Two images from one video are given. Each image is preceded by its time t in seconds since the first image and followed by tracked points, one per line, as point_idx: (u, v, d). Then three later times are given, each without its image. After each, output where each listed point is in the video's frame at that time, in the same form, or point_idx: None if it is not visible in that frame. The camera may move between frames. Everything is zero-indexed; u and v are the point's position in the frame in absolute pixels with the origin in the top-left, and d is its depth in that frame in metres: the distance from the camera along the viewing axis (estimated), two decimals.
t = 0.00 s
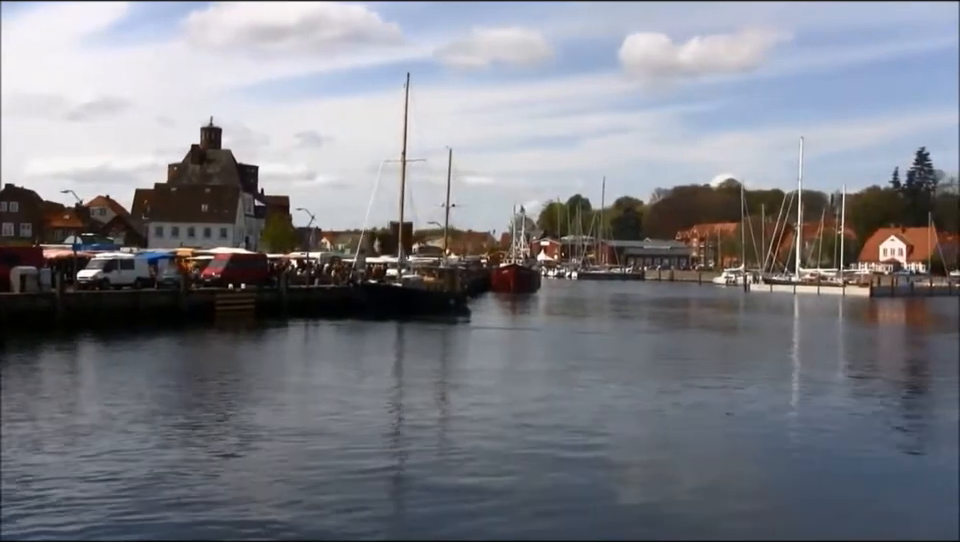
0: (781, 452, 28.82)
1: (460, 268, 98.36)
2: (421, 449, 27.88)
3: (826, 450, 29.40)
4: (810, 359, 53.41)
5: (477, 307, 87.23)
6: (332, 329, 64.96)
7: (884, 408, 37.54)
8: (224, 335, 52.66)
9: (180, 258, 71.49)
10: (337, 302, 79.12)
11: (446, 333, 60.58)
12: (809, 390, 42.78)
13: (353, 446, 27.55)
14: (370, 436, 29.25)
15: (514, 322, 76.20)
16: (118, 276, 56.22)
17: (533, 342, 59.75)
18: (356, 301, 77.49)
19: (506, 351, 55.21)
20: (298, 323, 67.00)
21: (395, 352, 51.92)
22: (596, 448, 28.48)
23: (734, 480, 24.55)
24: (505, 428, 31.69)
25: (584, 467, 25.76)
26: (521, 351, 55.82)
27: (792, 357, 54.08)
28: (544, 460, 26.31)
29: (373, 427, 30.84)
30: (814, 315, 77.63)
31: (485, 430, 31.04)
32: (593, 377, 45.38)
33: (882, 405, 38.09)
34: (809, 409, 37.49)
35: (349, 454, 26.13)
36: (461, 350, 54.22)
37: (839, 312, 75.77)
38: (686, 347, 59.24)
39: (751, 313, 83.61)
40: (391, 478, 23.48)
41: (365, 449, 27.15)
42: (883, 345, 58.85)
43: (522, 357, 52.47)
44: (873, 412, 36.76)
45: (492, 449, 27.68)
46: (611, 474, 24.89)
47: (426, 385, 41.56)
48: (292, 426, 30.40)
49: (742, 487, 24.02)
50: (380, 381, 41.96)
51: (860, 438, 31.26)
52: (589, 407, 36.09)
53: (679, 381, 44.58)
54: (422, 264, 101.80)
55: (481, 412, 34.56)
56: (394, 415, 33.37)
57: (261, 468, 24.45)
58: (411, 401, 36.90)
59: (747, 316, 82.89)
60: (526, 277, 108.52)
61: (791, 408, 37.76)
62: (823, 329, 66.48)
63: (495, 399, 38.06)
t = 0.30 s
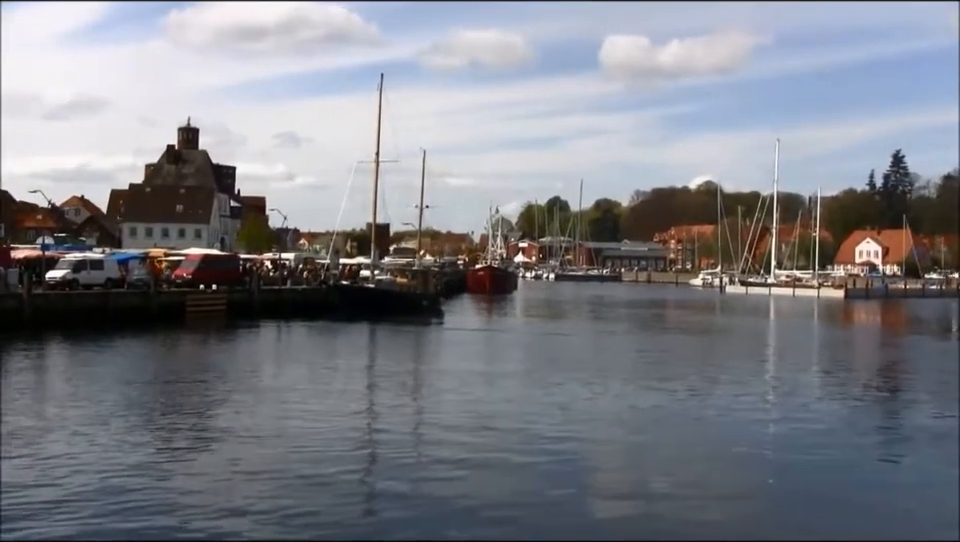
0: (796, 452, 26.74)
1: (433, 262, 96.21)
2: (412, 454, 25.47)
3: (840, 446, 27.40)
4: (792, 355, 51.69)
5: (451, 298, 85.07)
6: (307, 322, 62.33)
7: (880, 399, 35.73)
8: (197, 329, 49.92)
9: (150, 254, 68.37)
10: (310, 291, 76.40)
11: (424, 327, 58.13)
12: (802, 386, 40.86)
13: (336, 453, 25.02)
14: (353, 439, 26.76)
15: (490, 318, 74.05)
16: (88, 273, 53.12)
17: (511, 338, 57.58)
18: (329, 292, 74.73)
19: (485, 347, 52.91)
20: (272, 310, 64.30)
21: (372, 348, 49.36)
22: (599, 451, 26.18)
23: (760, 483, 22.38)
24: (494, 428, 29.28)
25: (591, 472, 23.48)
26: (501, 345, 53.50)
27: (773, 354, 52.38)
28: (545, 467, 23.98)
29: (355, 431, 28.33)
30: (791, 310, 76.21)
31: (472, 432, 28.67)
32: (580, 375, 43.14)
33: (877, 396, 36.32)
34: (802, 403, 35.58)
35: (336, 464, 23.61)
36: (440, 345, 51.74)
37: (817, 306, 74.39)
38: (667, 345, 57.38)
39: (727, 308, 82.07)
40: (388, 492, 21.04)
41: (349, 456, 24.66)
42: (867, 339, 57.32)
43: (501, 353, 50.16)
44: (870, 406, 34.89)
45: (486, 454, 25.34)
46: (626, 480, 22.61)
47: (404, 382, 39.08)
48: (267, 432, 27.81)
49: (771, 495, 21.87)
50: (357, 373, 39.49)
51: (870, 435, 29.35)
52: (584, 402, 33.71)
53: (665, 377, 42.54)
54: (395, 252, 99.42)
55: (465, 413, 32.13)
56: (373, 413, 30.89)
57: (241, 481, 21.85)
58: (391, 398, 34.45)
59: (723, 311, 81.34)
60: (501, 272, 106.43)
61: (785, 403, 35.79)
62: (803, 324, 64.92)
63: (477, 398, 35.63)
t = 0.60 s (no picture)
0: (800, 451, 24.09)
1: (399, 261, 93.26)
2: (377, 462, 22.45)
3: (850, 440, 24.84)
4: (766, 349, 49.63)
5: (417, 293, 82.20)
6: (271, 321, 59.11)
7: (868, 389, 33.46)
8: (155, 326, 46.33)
9: (109, 255, 64.59)
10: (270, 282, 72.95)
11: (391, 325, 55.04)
12: (779, 384, 38.42)
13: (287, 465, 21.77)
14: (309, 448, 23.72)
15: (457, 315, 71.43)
16: (46, 274, 49.09)
17: (478, 335, 55.01)
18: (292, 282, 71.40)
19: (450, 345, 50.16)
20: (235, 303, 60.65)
21: (330, 347, 46.44)
22: (585, 454, 23.62)
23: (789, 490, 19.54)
24: (468, 433, 26.30)
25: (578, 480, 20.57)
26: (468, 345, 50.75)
27: (744, 349, 50.31)
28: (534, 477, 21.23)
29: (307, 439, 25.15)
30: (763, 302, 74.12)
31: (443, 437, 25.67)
32: (554, 375, 40.35)
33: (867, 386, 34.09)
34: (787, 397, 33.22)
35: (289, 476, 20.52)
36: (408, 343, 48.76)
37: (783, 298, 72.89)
38: (640, 341, 54.91)
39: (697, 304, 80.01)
40: (339, 506, 18.36)
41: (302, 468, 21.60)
42: (835, 335, 54.91)
43: (468, 352, 47.30)
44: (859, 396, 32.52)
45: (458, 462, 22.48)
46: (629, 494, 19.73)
47: (368, 384, 35.92)
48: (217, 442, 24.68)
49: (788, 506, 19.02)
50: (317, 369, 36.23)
51: (841, 431, 27.21)
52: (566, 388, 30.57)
53: (637, 375, 40.08)
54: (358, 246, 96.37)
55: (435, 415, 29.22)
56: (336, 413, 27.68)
57: (170, 498, 18.78)
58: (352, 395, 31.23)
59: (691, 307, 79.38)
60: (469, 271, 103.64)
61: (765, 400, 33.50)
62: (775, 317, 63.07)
63: (448, 402, 32.62)
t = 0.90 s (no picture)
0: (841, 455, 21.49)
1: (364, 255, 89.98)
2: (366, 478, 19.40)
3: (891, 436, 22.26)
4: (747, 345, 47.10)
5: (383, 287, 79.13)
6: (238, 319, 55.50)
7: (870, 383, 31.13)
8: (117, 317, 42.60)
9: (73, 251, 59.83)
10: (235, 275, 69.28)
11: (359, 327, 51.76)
12: (759, 381, 35.38)
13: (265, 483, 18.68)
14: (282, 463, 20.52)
15: (423, 313, 68.47)
16: (8, 274, 44.88)
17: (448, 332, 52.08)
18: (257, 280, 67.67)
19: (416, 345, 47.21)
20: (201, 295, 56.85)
21: (292, 347, 43.14)
22: (540, 460, 21.15)
23: (869, 502, 16.85)
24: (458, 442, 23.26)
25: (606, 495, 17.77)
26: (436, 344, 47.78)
27: (721, 346, 47.75)
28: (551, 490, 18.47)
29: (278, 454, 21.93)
30: (736, 300, 70.60)
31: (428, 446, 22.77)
32: (530, 374, 37.37)
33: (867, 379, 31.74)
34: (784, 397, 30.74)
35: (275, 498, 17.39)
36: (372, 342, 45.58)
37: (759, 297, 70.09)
38: (616, 339, 52.11)
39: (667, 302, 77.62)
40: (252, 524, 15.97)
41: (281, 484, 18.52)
42: (817, 333, 52.23)
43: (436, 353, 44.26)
44: (864, 390, 30.21)
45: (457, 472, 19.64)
46: (671, 508, 16.97)
47: (337, 391, 32.58)
48: (178, 454, 21.35)
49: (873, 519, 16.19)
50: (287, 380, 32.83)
51: (822, 433, 24.52)
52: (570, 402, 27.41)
53: (617, 375, 37.26)
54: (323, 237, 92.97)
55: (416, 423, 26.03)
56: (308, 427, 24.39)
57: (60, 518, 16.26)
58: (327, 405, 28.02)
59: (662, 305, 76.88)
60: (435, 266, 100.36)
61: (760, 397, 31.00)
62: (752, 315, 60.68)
63: (431, 408, 29.29)
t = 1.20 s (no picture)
0: (865, 446, 17.72)
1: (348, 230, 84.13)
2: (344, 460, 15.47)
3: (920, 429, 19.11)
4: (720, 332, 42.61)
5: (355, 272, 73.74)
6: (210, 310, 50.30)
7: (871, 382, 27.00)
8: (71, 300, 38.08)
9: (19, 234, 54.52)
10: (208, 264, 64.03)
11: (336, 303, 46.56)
12: (743, 372, 32.04)
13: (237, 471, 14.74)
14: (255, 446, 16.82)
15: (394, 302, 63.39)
16: None
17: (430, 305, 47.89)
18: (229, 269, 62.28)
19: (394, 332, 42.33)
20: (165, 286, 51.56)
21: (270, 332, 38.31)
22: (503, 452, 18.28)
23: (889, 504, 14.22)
24: (445, 439, 19.39)
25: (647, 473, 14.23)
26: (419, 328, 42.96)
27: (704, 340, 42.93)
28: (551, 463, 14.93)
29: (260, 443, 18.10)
30: (712, 292, 66.71)
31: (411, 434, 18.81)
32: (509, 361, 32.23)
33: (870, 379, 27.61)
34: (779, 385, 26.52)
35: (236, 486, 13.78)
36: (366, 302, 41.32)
37: (730, 295, 65.94)
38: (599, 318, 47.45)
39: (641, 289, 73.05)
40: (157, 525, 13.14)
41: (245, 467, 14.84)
42: (798, 329, 48.41)
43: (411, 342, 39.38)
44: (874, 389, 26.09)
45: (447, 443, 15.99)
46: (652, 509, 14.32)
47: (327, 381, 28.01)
48: (129, 453, 17.53)
49: (925, 534, 12.97)
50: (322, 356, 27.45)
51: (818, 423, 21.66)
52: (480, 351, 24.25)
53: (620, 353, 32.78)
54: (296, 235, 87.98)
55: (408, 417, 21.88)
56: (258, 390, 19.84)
57: None
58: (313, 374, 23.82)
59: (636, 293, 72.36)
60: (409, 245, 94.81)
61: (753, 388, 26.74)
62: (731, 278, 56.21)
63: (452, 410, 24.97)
